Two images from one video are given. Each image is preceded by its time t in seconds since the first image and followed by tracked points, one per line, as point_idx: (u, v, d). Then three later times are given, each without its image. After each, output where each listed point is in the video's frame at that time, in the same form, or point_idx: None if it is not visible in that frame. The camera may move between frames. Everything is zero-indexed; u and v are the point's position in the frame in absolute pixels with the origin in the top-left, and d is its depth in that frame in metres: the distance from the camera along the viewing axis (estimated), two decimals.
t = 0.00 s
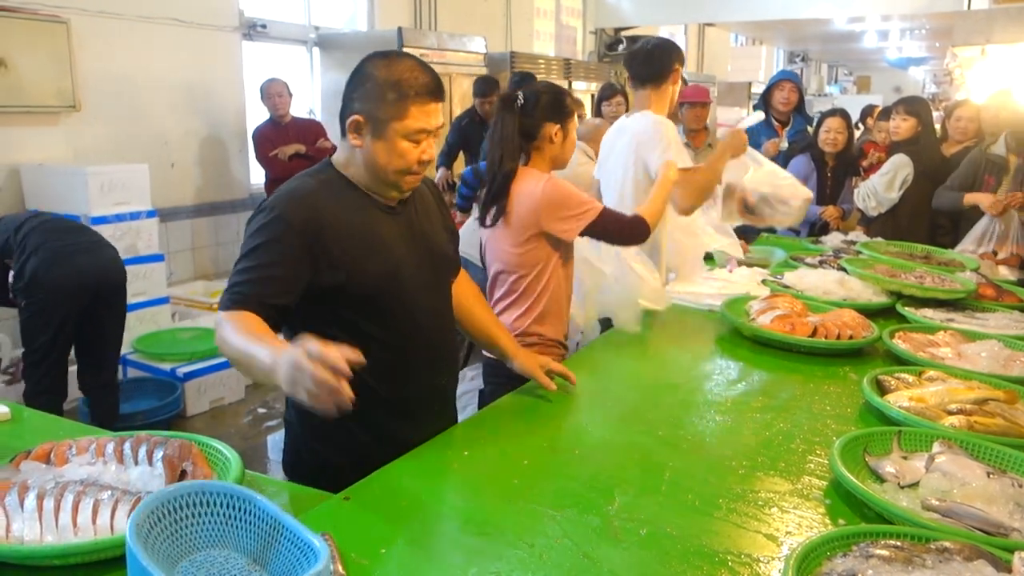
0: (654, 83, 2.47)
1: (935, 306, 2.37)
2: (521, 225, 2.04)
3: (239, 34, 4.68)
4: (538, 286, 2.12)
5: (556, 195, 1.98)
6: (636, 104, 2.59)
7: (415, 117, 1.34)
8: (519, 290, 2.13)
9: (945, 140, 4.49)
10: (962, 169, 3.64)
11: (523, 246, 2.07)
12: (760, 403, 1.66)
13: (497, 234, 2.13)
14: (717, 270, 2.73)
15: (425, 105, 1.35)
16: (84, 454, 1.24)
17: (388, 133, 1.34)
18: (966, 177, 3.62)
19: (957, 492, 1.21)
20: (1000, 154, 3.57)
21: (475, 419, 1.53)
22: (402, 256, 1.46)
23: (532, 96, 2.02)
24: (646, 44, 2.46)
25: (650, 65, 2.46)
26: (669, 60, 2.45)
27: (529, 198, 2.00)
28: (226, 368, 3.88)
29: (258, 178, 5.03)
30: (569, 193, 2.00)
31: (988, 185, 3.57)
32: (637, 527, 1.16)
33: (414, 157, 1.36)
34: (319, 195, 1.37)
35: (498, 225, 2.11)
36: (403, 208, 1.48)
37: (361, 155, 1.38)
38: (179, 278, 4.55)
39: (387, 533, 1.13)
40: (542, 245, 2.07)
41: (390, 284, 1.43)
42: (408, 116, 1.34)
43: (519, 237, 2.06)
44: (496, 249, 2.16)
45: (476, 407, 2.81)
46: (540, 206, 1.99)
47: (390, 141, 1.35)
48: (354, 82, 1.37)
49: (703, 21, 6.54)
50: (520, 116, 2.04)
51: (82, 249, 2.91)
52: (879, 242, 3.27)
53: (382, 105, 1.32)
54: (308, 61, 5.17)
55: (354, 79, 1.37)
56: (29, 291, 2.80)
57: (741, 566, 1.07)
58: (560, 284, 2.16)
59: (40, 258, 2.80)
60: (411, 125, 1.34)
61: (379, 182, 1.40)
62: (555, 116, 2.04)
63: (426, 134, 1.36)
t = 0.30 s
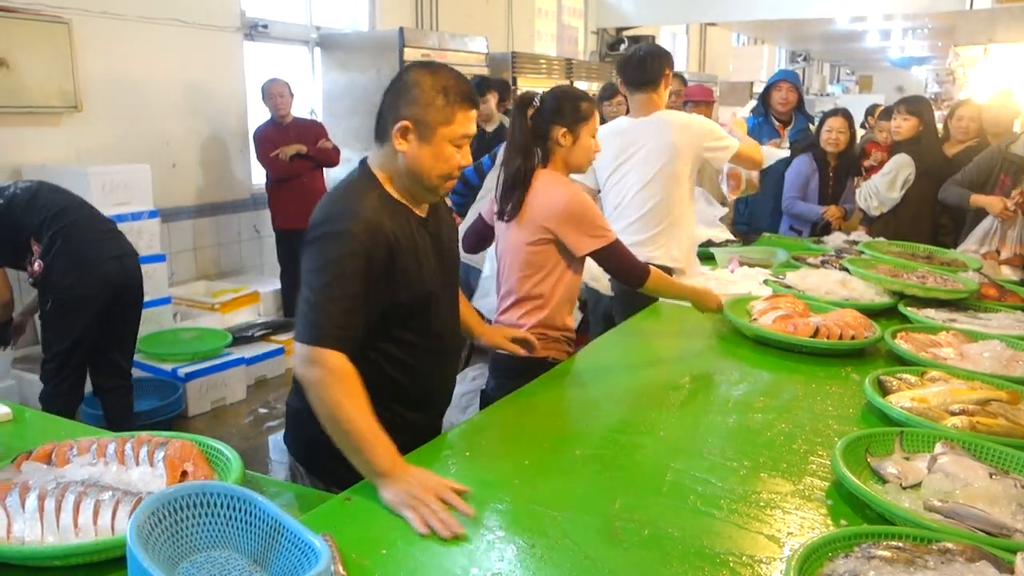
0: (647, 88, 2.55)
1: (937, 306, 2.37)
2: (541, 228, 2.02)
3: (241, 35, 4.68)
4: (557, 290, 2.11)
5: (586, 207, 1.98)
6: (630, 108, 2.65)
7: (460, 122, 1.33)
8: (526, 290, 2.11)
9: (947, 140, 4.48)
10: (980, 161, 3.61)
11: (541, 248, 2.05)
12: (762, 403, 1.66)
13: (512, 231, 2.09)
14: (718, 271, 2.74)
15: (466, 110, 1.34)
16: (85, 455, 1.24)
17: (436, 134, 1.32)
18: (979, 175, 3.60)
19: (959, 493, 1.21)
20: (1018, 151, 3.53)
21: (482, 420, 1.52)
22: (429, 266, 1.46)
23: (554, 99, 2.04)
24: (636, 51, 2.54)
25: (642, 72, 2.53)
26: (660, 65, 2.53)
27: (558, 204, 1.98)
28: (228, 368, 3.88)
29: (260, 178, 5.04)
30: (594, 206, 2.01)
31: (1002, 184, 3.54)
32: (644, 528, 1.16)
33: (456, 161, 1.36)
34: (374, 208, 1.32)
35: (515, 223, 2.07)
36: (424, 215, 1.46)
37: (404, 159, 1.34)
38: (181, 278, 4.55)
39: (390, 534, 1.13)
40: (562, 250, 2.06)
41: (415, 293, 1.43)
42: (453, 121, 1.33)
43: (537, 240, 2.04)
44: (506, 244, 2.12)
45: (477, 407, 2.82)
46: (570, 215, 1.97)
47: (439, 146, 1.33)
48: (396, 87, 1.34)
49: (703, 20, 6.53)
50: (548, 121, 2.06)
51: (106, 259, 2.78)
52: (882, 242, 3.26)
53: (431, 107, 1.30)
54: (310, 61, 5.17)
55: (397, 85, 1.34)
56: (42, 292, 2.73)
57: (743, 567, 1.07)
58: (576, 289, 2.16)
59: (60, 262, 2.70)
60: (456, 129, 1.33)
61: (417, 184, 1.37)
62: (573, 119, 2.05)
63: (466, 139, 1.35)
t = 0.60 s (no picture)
0: (651, 103, 2.54)
1: (939, 306, 2.37)
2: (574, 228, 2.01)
3: (243, 35, 4.69)
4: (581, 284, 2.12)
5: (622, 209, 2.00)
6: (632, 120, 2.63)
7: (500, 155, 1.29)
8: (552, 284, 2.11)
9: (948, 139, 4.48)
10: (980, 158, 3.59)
11: (571, 247, 2.05)
12: (762, 403, 1.66)
13: (540, 224, 2.06)
14: (720, 270, 2.74)
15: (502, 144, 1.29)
16: (86, 455, 1.24)
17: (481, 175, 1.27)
18: (974, 173, 3.60)
19: (960, 492, 1.21)
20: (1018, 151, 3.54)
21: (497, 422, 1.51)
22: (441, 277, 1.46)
23: (587, 116, 2.07)
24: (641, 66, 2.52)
25: (647, 87, 2.53)
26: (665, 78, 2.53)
27: (595, 206, 1.98)
28: (229, 368, 3.88)
29: (261, 178, 5.04)
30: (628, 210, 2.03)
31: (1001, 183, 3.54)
32: (650, 529, 1.15)
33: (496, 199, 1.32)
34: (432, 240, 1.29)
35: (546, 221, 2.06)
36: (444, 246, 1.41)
37: (452, 201, 1.29)
38: (182, 278, 4.56)
39: (390, 533, 1.13)
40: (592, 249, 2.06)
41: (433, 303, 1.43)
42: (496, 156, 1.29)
43: (568, 238, 2.03)
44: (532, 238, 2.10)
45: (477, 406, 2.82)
46: (610, 219, 1.98)
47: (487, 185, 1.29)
48: (429, 129, 1.25)
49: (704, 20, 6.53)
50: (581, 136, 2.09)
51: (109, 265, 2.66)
52: (883, 242, 3.26)
53: (474, 148, 1.25)
54: (311, 61, 5.17)
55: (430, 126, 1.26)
56: (41, 295, 2.58)
57: (743, 567, 1.07)
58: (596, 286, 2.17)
59: (62, 268, 2.56)
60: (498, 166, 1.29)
61: (454, 218, 1.33)
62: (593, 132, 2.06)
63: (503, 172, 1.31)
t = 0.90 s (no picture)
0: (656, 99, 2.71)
1: (940, 306, 2.37)
2: (573, 222, 2.03)
3: (244, 35, 4.69)
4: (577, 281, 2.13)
5: (618, 208, 1.99)
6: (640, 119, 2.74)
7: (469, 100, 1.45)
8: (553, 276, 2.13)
9: (949, 140, 4.48)
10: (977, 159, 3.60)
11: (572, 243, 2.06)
12: (763, 403, 1.66)
13: (548, 220, 2.10)
14: (721, 271, 2.74)
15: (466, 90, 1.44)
16: (87, 455, 1.24)
17: (460, 125, 1.42)
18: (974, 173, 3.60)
19: (960, 493, 1.21)
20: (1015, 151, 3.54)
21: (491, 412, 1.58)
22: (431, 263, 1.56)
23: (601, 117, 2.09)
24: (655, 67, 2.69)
25: (653, 87, 2.72)
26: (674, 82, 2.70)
27: (592, 202, 1.99)
28: (230, 368, 3.88)
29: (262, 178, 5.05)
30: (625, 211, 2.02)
31: (1000, 185, 3.56)
32: (653, 529, 1.16)
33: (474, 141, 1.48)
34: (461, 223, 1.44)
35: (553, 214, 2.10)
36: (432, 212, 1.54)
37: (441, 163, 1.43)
38: (183, 278, 4.56)
39: (391, 533, 1.13)
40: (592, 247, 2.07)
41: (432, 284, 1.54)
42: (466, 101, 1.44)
43: (570, 233, 2.05)
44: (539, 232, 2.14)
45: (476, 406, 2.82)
46: (602, 216, 1.97)
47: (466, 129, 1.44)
48: (397, 99, 1.39)
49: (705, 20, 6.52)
50: (594, 138, 2.12)
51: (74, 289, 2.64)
52: (884, 242, 3.26)
53: (445, 106, 1.40)
54: (312, 61, 5.17)
55: (397, 96, 1.39)
56: (10, 324, 2.56)
57: (744, 567, 1.07)
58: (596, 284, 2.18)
59: (35, 306, 2.55)
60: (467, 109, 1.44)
61: (442, 178, 1.47)
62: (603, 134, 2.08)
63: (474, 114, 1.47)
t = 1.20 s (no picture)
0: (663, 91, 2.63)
1: (941, 307, 2.38)
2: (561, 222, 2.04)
3: (245, 35, 4.70)
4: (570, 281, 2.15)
5: (605, 208, 1.97)
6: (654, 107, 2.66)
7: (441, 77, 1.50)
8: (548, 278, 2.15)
9: (950, 140, 4.48)
10: (981, 160, 3.61)
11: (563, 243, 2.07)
12: (764, 403, 1.66)
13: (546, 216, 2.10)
14: (722, 270, 2.75)
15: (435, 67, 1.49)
16: (89, 454, 1.24)
17: (440, 104, 1.47)
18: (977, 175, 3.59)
19: (960, 493, 1.21)
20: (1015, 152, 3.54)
21: (494, 406, 1.61)
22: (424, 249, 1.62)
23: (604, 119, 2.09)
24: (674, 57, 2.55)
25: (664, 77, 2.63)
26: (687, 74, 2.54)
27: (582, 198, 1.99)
28: (231, 368, 3.88)
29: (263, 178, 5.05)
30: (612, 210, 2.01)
31: (1003, 187, 3.60)
32: (655, 528, 1.16)
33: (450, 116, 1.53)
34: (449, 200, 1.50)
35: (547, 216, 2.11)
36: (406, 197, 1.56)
37: (427, 142, 1.47)
38: (183, 278, 4.56)
39: (392, 533, 1.13)
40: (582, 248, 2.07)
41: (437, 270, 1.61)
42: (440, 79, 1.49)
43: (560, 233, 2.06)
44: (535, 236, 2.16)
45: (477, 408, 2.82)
46: (582, 216, 1.95)
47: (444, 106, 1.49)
48: (373, 88, 1.41)
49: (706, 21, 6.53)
50: (594, 139, 2.12)
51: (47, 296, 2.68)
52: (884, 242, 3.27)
53: (422, 87, 1.43)
54: (314, 61, 5.18)
55: (374, 83, 1.41)
56: (27, 327, 2.64)
57: (744, 567, 1.07)
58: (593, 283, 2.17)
59: (44, 303, 2.67)
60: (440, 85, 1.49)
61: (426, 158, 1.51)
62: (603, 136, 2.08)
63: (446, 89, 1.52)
